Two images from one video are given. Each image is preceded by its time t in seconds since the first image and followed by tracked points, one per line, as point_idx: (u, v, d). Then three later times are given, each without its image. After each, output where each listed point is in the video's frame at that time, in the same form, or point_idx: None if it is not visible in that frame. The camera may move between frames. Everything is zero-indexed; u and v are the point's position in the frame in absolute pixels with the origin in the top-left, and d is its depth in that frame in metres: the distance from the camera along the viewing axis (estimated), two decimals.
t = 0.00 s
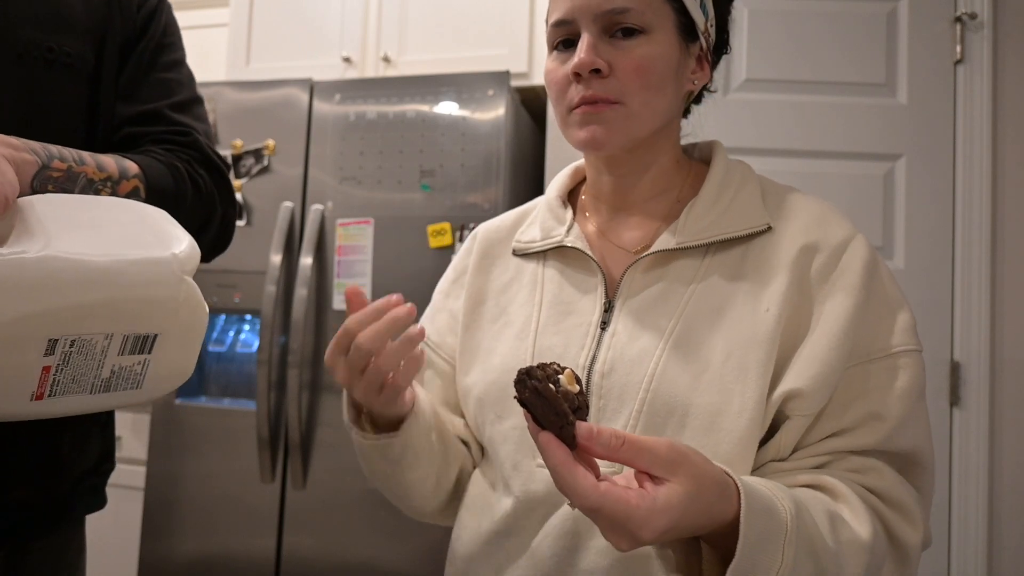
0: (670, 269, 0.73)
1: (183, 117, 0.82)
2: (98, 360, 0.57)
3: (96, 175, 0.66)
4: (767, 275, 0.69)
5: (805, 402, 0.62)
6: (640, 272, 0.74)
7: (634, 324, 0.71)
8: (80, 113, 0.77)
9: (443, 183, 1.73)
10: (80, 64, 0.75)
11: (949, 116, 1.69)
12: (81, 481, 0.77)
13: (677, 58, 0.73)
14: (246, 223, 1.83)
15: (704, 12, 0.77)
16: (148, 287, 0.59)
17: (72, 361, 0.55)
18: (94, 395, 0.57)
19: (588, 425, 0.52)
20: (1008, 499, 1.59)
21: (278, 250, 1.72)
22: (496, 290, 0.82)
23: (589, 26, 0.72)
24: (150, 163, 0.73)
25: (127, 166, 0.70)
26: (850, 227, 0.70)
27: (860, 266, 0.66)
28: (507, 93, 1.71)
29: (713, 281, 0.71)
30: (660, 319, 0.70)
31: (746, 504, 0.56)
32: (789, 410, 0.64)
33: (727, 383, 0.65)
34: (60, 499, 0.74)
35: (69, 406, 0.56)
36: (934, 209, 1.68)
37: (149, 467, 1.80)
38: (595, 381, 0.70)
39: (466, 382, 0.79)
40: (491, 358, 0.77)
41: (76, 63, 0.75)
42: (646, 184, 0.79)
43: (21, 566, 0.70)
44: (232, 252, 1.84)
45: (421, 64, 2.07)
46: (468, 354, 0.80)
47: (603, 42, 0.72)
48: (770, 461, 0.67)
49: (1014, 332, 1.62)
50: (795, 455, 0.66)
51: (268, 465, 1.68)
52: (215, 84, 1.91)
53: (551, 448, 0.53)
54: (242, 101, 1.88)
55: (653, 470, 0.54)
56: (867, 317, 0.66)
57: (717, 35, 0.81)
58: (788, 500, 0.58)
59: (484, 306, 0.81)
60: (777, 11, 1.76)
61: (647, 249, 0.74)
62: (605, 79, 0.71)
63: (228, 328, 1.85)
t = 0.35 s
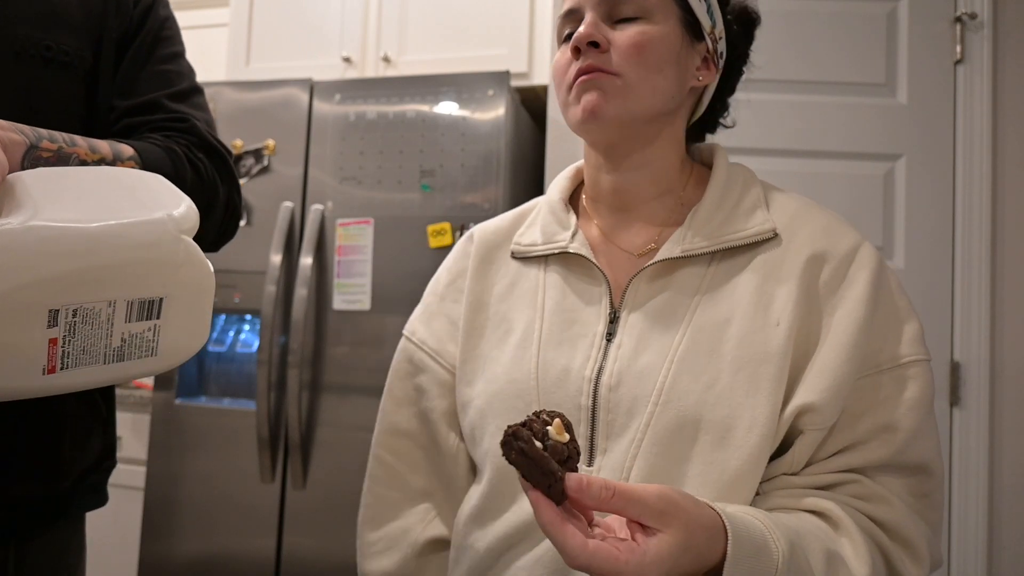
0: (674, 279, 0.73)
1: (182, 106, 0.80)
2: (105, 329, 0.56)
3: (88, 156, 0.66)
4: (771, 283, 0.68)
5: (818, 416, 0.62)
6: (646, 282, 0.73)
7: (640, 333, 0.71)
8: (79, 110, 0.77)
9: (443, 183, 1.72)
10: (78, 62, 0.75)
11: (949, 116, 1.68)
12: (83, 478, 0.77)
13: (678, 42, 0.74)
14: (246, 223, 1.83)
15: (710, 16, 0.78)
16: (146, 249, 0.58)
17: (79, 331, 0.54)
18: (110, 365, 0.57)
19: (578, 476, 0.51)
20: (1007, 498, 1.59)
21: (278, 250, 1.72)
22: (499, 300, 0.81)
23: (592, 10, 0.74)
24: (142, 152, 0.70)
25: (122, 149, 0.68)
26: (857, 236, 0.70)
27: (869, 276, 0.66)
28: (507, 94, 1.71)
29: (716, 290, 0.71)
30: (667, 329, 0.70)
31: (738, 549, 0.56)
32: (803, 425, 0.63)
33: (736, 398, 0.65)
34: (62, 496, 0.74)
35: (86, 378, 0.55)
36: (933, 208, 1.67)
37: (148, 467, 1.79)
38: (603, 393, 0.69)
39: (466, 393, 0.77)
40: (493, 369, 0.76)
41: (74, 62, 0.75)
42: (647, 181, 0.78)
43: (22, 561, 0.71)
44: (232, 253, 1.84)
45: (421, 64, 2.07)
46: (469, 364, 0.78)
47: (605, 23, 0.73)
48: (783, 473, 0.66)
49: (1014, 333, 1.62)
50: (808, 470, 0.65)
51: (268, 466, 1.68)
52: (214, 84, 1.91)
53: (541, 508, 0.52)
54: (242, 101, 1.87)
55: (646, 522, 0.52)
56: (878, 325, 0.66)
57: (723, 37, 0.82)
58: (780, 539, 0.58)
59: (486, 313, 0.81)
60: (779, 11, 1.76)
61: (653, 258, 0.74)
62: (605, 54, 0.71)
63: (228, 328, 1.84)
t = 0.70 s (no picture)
0: (664, 278, 0.75)
1: (182, 102, 0.81)
2: (118, 309, 0.60)
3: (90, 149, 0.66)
4: (761, 289, 0.70)
5: (809, 420, 0.64)
6: (636, 282, 0.76)
7: (630, 334, 0.73)
8: (80, 110, 0.78)
9: (442, 183, 1.75)
10: (79, 64, 0.77)
11: (948, 116, 1.71)
12: (85, 476, 0.77)
13: (671, 32, 0.78)
14: (247, 223, 1.85)
15: (705, 24, 0.81)
16: (148, 225, 0.61)
17: (91, 311, 0.58)
18: (127, 344, 0.61)
19: (561, 468, 0.52)
20: (1003, 498, 1.62)
21: (278, 250, 1.74)
22: (492, 304, 0.83)
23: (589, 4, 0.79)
24: (152, 141, 0.71)
25: (124, 142, 0.68)
26: (848, 233, 0.72)
27: (858, 277, 0.68)
28: (507, 93, 1.74)
29: (705, 288, 0.73)
30: (656, 331, 0.72)
31: (720, 544, 0.57)
32: (793, 428, 0.65)
33: (723, 398, 0.67)
34: (64, 494, 0.74)
35: (106, 357, 0.59)
36: (934, 208, 1.70)
37: (149, 468, 1.82)
38: (592, 395, 0.72)
39: (460, 393, 0.79)
40: (485, 372, 0.78)
41: (75, 63, 0.76)
42: (636, 171, 0.80)
43: (22, 559, 0.71)
44: (234, 253, 1.87)
45: (421, 64, 2.09)
46: (464, 366, 0.80)
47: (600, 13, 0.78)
48: (776, 476, 0.68)
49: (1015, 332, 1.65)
50: (802, 473, 0.68)
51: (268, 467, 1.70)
52: (215, 84, 1.94)
53: (521, 493, 0.54)
54: (242, 101, 1.90)
55: (628, 514, 0.54)
56: (872, 328, 0.68)
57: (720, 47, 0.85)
58: (771, 542, 0.60)
59: (479, 315, 0.83)
60: (773, 12, 1.79)
61: (643, 257, 0.76)
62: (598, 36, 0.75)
63: (228, 328, 1.87)
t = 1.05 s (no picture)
0: (662, 276, 0.76)
1: (183, 88, 0.81)
2: (132, 283, 0.60)
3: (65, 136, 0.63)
4: (756, 287, 0.71)
5: (800, 416, 0.65)
6: (634, 280, 0.77)
7: (627, 332, 0.74)
8: (80, 108, 0.78)
9: (443, 182, 1.76)
10: (79, 59, 0.77)
11: (948, 116, 1.71)
12: (92, 471, 0.78)
13: (669, 34, 0.79)
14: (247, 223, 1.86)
15: (703, 30, 0.83)
16: (149, 195, 0.61)
17: (105, 289, 0.58)
18: (147, 318, 0.61)
19: (536, 458, 0.54)
20: (1002, 498, 1.62)
21: (278, 249, 1.75)
22: (492, 303, 0.84)
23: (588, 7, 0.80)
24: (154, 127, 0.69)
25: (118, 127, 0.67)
26: (843, 231, 0.73)
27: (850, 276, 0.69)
28: (507, 93, 1.75)
29: (703, 285, 0.74)
30: (654, 329, 0.73)
31: (692, 538, 0.58)
32: (785, 423, 0.66)
33: (718, 396, 0.68)
34: (70, 490, 0.75)
35: (128, 333, 0.60)
36: (935, 207, 1.71)
37: (150, 467, 1.82)
38: (590, 393, 0.72)
39: (460, 391, 0.80)
40: (484, 370, 0.79)
41: (75, 60, 0.77)
42: (634, 172, 0.81)
43: (29, 554, 0.72)
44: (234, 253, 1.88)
45: (421, 64, 2.10)
46: (464, 365, 0.81)
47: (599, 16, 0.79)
48: (767, 472, 0.69)
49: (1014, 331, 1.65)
50: (794, 469, 0.69)
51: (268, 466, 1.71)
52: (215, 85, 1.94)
53: (493, 481, 0.56)
54: (243, 101, 1.90)
55: (600, 506, 0.55)
56: (862, 326, 0.69)
57: (718, 52, 0.87)
58: (750, 536, 0.61)
59: (480, 314, 0.84)
60: (772, 13, 1.79)
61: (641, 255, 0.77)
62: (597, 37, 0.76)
63: (228, 328, 1.88)
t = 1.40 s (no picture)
0: (666, 278, 0.76)
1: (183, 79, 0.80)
2: (133, 271, 0.59)
3: (43, 123, 0.60)
4: (761, 287, 0.71)
5: (804, 416, 0.64)
6: (638, 281, 0.76)
7: (631, 332, 0.74)
8: (81, 105, 0.78)
9: (442, 182, 1.75)
10: (79, 57, 0.77)
11: (947, 117, 1.71)
12: (96, 470, 0.77)
13: (676, 42, 0.78)
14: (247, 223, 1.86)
15: (706, 27, 0.83)
16: (144, 178, 0.60)
17: (106, 276, 0.57)
18: (150, 304, 0.60)
19: (553, 456, 0.54)
20: (1002, 498, 1.62)
21: (278, 249, 1.75)
22: (495, 301, 0.83)
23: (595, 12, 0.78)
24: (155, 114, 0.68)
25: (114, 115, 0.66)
26: (845, 236, 0.73)
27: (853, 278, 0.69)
28: (507, 93, 1.74)
29: (706, 289, 0.73)
30: (658, 329, 0.73)
31: (704, 533, 0.58)
32: (789, 423, 0.65)
33: (721, 395, 0.67)
34: (72, 489, 0.74)
35: (133, 321, 0.59)
36: (935, 207, 1.70)
37: (149, 467, 1.82)
38: (594, 392, 0.72)
39: (463, 391, 0.80)
40: (487, 369, 0.78)
41: (75, 58, 0.76)
42: (642, 179, 0.81)
43: (31, 554, 0.71)
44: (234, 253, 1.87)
45: (421, 64, 2.10)
46: (465, 364, 0.80)
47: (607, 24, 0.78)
48: (770, 471, 0.69)
49: (1014, 331, 1.65)
50: (796, 468, 0.68)
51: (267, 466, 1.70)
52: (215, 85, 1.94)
53: (512, 479, 0.55)
54: (243, 101, 1.90)
55: (615, 502, 0.55)
56: (865, 327, 0.69)
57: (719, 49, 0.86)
58: (758, 534, 0.60)
59: (484, 312, 0.83)
60: (772, 13, 1.79)
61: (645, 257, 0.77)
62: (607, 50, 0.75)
63: (228, 328, 1.88)
